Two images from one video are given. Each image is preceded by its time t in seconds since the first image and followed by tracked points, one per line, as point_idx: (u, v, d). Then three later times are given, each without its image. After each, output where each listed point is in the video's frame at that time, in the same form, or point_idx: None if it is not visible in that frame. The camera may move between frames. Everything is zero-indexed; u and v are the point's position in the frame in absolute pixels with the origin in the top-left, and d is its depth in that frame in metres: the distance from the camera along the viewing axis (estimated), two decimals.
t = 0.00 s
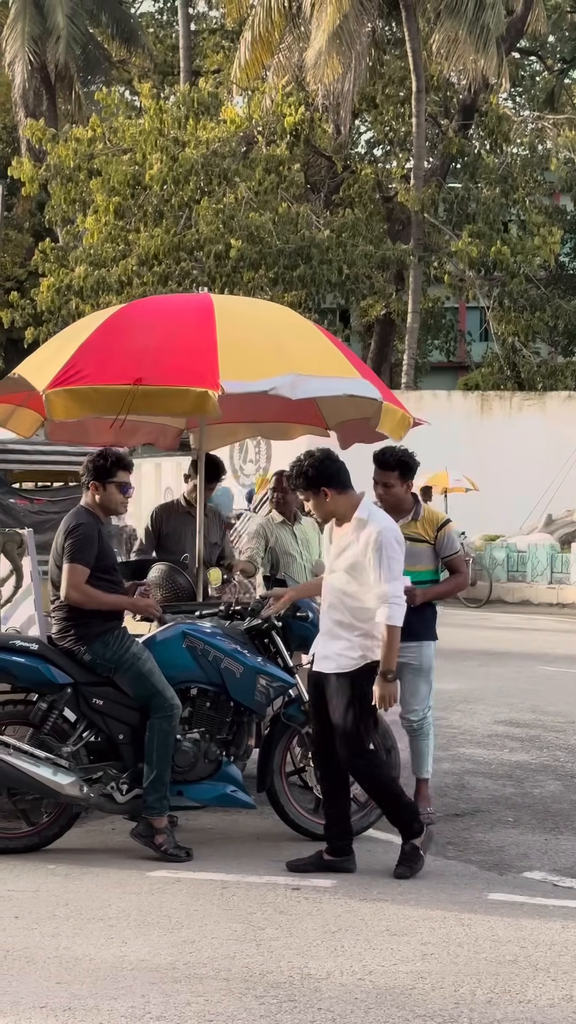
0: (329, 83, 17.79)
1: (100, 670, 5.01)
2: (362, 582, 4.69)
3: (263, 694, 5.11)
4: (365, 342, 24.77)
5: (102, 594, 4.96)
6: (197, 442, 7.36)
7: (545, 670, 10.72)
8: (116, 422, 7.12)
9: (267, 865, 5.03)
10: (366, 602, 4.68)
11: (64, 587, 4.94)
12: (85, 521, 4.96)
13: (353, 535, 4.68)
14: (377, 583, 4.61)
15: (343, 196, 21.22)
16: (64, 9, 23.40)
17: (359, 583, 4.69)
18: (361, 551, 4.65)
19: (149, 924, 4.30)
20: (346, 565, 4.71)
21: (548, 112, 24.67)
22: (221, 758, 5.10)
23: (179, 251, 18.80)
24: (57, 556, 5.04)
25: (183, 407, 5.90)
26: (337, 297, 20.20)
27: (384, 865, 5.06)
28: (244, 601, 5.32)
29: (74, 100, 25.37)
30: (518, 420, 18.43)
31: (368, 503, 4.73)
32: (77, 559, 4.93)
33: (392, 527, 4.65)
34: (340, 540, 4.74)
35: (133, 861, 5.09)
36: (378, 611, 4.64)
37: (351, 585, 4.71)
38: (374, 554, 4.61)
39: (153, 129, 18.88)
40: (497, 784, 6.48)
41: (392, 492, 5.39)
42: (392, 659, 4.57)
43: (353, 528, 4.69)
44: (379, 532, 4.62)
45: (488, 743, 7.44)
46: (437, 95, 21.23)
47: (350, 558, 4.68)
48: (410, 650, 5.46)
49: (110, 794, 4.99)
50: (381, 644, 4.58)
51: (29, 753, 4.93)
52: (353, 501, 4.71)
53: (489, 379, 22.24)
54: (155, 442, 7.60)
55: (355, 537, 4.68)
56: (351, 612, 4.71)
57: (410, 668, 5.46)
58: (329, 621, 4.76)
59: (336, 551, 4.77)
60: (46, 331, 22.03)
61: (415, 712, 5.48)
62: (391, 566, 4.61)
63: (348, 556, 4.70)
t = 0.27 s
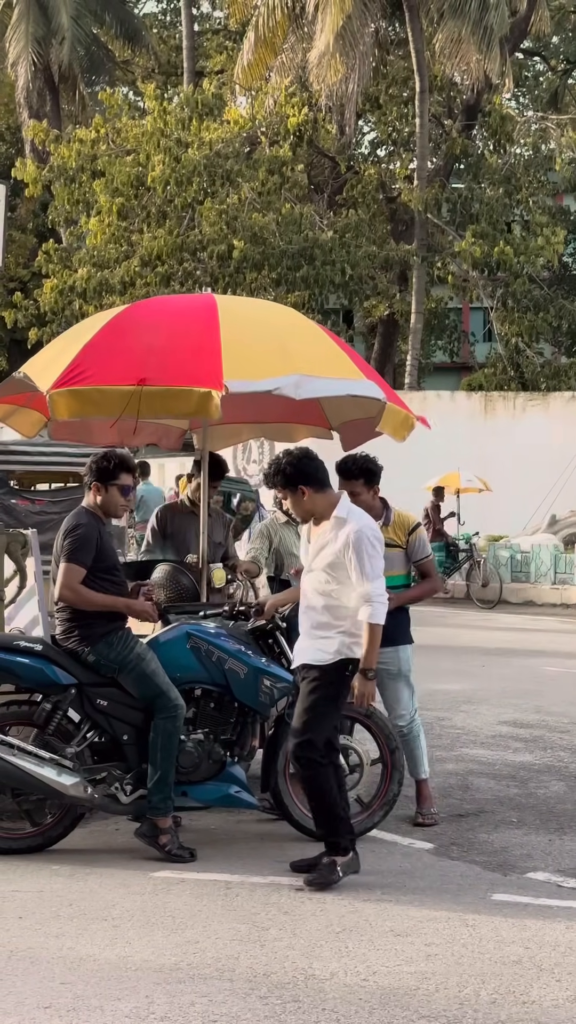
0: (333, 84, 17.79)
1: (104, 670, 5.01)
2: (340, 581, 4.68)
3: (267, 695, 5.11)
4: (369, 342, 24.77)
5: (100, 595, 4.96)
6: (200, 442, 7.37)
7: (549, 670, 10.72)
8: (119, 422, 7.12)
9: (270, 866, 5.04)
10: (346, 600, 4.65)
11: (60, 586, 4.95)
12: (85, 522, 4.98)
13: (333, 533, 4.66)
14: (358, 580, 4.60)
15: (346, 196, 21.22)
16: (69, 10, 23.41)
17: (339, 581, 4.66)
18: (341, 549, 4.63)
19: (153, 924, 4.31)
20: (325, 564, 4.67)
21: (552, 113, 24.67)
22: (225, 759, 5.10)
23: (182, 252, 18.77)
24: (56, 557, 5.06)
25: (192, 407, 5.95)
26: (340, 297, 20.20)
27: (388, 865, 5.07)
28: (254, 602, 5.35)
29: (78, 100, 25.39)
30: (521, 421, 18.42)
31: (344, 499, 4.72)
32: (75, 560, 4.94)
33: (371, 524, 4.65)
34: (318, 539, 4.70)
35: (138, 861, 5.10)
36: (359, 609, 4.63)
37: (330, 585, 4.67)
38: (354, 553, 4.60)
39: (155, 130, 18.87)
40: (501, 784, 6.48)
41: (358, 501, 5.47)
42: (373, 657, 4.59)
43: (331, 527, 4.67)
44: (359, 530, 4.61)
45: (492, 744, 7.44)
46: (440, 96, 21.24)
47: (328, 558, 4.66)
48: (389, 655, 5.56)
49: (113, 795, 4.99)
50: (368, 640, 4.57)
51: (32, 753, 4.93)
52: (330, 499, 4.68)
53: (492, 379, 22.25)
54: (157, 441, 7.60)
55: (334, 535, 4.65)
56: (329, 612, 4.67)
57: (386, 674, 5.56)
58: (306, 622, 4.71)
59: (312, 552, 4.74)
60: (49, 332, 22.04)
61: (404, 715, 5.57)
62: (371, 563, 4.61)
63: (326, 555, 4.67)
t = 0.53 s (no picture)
0: (337, 84, 17.81)
1: (110, 670, 5.02)
2: (311, 583, 4.58)
3: (272, 695, 5.11)
4: (373, 342, 24.77)
5: (106, 592, 4.98)
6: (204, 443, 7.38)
7: (554, 670, 10.71)
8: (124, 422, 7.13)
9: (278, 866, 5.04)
10: (316, 602, 4.56)
11: (68, 588, 4.96)
12: (87, 523, 4.99)
13: (301, 535, 4.57)
14: (324, 582, 4.49)
15: (351, 196, 21.20)
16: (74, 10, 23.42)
17: (308, 584, 4.57)
18: (307, 551, 4.53)
19: (158, 924, 4.31)
20: (297, 567, 4.59)
21: (557, 113, 24.67)
22: (230, 758, 5.09)
23: (187, 252, 18.75)
24: (59, 558, 5.06)
25: (192, 408, 5.96)
26: (344, 297, 20.21)
27: (393, 866, 5.07)
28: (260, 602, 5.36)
29: (83, 100, 25.40)
30: (526, 422, 18.42)
31: (320, 501, 4.62)
32: (79, 561, 4.94)
33: (340, 525, 4.53)
34: (290, 542, 4.62)
35: (143, 861, 5.10)
36: (328, 612, 4.52)
37: (301, 587, 4.59)
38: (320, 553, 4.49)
39: (159, 130, 18.85)
40: (505, 784, 6.48)
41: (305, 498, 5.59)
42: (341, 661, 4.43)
43: (301, 529, 4.57)
44: (326, 530, 4.50)
45: (497, 744, 7.44)
46: (445, 95, 21.27)
47: (297, 559, 4.57)
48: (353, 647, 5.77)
49: (118, 794, 5.00)
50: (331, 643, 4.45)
51: (37, 753, 4.94)
52: (302, 499, 4.59)
53: (497, 379, 22.25)
54: (162, 439, 7.60)
55: (303, 537, 4.56)
56: (303, 615, 4.59)
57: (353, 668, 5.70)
58: (284, 624, 4.64)
59: (286, 553, 4.66)
60: (54, 332, 22.04)
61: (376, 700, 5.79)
62: (338, 565, 4.49)
63: (297, 557, 4.59)
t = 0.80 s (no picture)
0: (343, 84, 17.80)
1: (115, 670, 5.02)
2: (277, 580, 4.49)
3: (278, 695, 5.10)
4: (379, 341, 24.75)
5: (113, 589, 4.98)
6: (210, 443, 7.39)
7: (560, 671, 10.69)
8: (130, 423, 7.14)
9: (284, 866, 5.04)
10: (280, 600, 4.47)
11: (76, 587, 4.96)
12: (92, 521, 4.99)
13: (266, 531, 4.48)
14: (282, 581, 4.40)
15: (357, 196, 21.17)
16: (80, 10, 23.42)
17: (273, 581, 4.49)
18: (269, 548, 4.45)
19: (163, 924, 4.31)
20: (263, 563, 4.51)
21: (562, 112, 24.65)
22: (235, 759, 5.09)
23: (192, 252, 18.72)
24: (65, 557, 5.06)
25: (199, 410, 5.96)
26: (349, 297, 20.19)
27: (398, 866, 5.06)
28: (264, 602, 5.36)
29: (89, 101, 25.40)
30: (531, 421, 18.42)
31: (289, 496, 4.50)
32: (85, 560, 4.94)
33: (301, 519, 4.41)
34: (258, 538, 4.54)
35: (148, 861, 5.10)
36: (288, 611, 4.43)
37: (269, 583, 4.51)
38: (278, 550, 4.40)
39: (164, 130, 18.83)
40: (511, 784, 6.47)
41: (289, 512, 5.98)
42: (295, 660, 4.35)
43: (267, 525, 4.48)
44: (285, 527, 4.40)
45: (503, 743, 7.44)
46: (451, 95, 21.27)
47: (262, 556, 4.48)
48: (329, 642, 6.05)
49: (124, 794, 4.99)
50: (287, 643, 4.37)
51: (43, 753, 4.93)
52: (274, 496, 4.50)
53: (502, 379, 22.23)
54: (168, 437, 7.61)
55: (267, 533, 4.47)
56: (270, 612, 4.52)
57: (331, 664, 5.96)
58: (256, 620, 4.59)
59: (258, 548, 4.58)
60: (59, 332, 22.03)
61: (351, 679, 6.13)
62: (296, 564, 4.38)
63: (262, 553, 4.51)
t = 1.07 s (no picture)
0: (350, 83, 17.77)
1: (122, 669, 5.02)
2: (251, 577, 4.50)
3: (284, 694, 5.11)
4: (386, 341, 24.74)
5: (120, 589, 4.98)
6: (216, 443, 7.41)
7: (568, 671, 10.66)
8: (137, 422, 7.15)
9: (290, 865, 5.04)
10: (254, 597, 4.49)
11: (82, 587, 4.97)
12: (97, 521, 4.99)
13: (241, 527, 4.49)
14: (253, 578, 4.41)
15: (363, 195, 21.15)
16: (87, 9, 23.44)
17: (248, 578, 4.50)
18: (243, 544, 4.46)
19: (170, 923, 4.31)
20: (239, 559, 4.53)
21: (569, 111, 24.63)
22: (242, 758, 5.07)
23: (198, 252, 18.73)
24: (71, 556, 5.07)
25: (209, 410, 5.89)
26: (356, 297, 20.18)
27: (404, 865, 5.05)
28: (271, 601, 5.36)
29: (95, 101, 25.43)
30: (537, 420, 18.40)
31: (266, 494, 4.50)
32: (91, 560, 4.94)
33: (274, 517, 4.41)
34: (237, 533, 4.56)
35: (154, 860, 5.10)
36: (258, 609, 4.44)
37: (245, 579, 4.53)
38: (250, 547, 4.41)
39: (171, 129, 18.83)
40: (518, 784, 6.46)
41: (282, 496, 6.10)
42: (257, 656, 4.38)
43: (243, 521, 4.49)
44: (257, 525, 4.40)
45: (509, 743, 7.42)
46: (457, 94, 21.28)
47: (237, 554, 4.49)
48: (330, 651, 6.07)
49: (130, 794, 5.00)
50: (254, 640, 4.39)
51: (50, 752, 4.94)
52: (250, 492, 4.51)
53: (509, 378, 22.21)
54: (175, 437, 7.62)
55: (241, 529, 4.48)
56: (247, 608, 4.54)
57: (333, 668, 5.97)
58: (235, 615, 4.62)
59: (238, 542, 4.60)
60: (66, 331, 22.04)
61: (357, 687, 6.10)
62: (268, 562, 4.38)
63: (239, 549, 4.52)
